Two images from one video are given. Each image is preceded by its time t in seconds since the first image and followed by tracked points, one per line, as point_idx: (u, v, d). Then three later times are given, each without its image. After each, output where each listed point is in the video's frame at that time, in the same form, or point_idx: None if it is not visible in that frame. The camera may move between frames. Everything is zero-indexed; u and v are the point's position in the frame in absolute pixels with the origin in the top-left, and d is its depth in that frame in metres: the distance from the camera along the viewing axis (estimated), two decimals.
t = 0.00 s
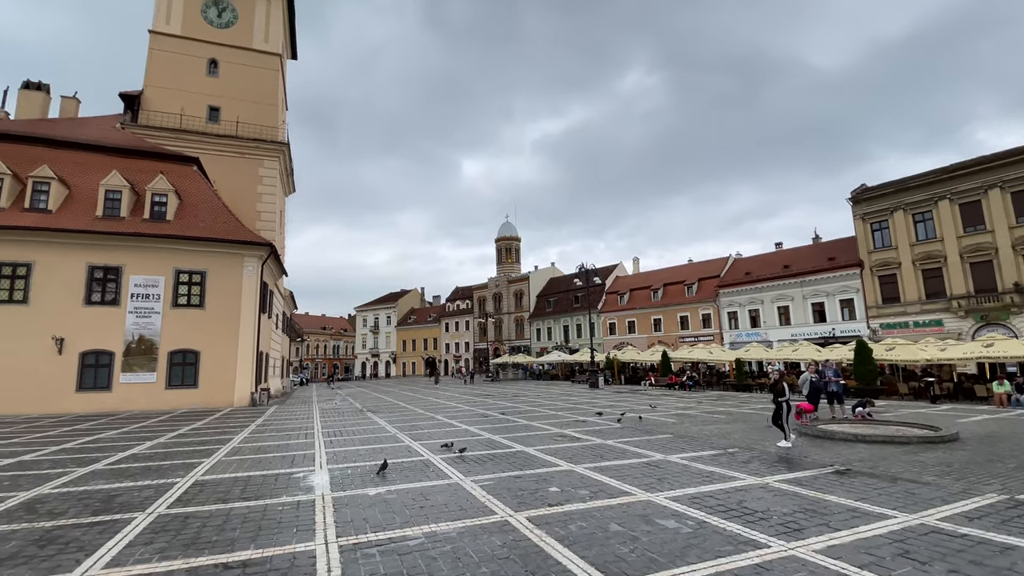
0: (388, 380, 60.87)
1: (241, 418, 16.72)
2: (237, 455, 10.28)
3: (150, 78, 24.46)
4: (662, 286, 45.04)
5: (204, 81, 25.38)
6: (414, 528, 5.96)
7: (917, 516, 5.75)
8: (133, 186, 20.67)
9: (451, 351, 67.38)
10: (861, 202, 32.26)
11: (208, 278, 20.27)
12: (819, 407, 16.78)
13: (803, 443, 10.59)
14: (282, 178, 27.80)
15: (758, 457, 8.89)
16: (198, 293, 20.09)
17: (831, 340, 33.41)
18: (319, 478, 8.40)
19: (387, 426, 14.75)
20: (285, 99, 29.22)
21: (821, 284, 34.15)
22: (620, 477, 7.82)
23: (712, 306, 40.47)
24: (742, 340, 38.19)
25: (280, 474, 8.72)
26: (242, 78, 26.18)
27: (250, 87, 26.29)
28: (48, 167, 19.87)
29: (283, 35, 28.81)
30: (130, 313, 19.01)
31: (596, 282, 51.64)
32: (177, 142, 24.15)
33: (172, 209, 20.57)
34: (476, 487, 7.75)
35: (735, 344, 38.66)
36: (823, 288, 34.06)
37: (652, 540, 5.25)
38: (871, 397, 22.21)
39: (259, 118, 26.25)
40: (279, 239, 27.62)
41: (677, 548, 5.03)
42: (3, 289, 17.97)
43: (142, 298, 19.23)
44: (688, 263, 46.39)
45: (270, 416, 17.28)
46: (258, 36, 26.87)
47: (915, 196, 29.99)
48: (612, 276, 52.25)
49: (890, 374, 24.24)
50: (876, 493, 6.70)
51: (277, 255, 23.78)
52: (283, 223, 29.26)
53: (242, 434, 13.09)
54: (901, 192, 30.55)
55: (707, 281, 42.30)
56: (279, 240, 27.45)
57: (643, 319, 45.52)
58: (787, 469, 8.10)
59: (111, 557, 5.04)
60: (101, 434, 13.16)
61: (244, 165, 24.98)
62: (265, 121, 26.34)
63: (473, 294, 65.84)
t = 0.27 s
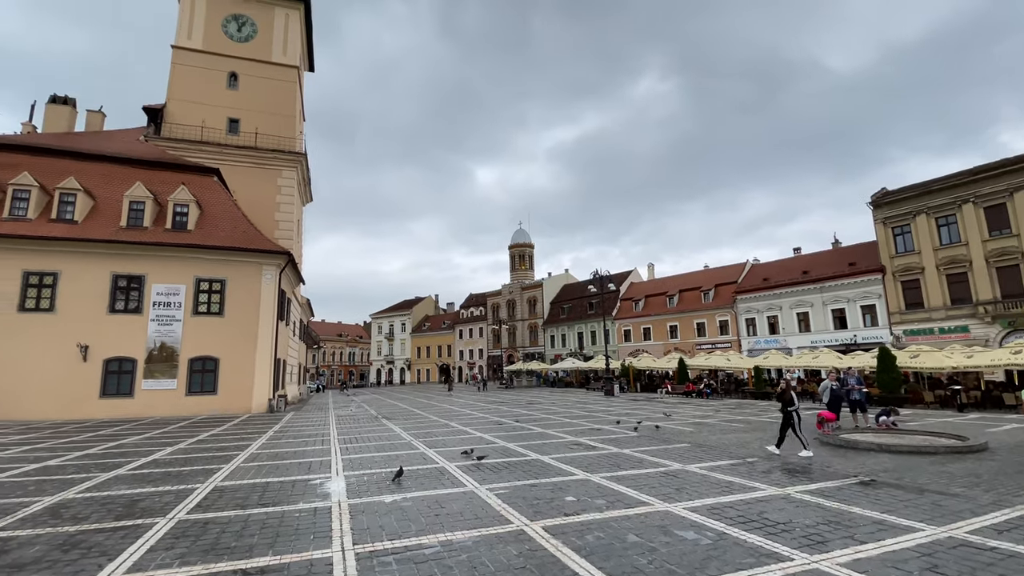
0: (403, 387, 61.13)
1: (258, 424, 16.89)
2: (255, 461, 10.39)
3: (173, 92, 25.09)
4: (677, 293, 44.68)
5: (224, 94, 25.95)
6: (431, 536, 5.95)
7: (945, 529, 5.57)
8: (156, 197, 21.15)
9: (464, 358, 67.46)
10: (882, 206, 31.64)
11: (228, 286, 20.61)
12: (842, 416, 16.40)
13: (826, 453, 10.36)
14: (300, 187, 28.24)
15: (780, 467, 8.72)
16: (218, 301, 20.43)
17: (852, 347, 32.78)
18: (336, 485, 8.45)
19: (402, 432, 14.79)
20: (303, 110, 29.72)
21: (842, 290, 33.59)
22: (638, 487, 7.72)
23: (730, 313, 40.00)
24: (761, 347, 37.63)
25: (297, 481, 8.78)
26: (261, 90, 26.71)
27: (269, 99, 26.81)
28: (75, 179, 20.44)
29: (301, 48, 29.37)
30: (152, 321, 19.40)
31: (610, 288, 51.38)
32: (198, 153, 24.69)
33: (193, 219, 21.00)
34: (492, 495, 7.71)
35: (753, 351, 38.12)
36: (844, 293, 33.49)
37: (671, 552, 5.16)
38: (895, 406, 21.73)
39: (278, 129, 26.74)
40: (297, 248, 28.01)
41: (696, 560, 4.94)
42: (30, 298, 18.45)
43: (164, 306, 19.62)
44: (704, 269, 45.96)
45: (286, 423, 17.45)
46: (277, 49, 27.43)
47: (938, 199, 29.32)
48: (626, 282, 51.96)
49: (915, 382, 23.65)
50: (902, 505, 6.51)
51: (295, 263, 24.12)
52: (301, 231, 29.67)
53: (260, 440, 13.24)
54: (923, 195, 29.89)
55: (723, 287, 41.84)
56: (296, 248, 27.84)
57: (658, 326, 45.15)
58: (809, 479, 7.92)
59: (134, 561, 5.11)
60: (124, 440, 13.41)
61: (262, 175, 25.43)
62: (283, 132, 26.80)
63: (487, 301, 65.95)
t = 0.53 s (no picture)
0: (420, 396, 61.33)
1: (279, 432, 17.11)
2: (276, 469, 10.50)
3: (198, 108, 25.84)
4: (696, 300, 44.19)
5: (247, 109, 26.63)
6: (449, 546, 5.93)
7: (981, 544, 5.35)
8: (181, 209, 21.72)
9: (481, 366, 67.49)
10: (907, 211, 30.88)
11: (250, 295, 21.00)
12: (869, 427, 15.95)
13: (853, 465, 10.07)
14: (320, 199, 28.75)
15: (805, 479, 8.50)
16: (240, 310, 20.81)
17: (879, 355, 31.93)
18: (355, 493, 8.50)
19: (420, 441, 14.84)
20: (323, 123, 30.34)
21: (867, 297, 32.82)
22: (658, 498, 7.60)
23: (751, 320, 39.38)
24: (783, 356, 36.90)
25: (316, 489, 8.86)
26: (283, 105, 27.36)
27: (290, 113, 27.42)
28: (105, 193, 21.11)
29: (321, 63, 30.02)
30: (177, 330, 19.84)
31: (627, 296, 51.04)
32: (222, 167, 25.32)
33: (217, 231, 21.50)
34: (510, 506, 7.66)
35: (775, 360, 37.39)
36: (869, 300, 32.70)
37: (693, 565, 5.06)
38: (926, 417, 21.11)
39: (299, 142, 27.29)
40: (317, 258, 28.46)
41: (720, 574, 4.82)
42: (62, 308, 19.04)
43: (189, 316, 20.06)
44: (723, 277, 45.36)
45: (306, 431, 17.65)
46: (298, 64, 28.08)
47: (966, 203, 28.49)
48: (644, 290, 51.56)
49: (946, 391, 22.90)
50: (935, 520, 6.28)
51: (315, 273, 24.49)
52: (321, 242, 30.15)
53: (280, 448, 13.41)
54: (951, 199, 29.08)
55: (743, 295, 41.24)
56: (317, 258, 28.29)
57: (677, 334, 44.65)
58: (836, 492, 7.70)
59: (158, 567, 5.19)
60: (149, 447, 13.69)
61: (284, 187, 25.95)
62: (304, 145, 27.35)
63: (503, 309, 66.00)
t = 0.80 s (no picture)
0: (436, 403, 61.46)
1: (297, 438, 17.27)
2: (294, 475, 10.60)
3: (220, 121, 26.46)
4: (713, 307, 43.69)
5: (267, 121, 27.18)
6: (465, 554, 5.92)
7: (1014, 557, 5.16)
8: (203, 220, 22.21)
9: (496, 373, 67.44)
10: (931, 214, 30.16)
11: (269, 304, 21.31)
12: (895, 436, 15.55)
13: (879, 475, 9.81)
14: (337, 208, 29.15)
15: (828, 490, 8.30)
16: (260, 318, 21.13)
17: (904, 362, 31.14)
18: (372, 500, 8.53)
19: (435, 449, 14.86)
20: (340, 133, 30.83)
21: (891, 302, 32.09)
22: (677, 508, 7.49)
23: (770, 327, 38.77)
24: (804, 363, 36.20)
25: (334, 495, 8.92)
26: (301, 117, 27.87)
27: (308, 124, 27.91)
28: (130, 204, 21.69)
29: (338, 75, 30.53)
30: (199, 338, 20.22)
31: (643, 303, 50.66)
32: (243, 178, 25.85)
33: (238, 241, 21.91)
34: (526, 514, 7.61)
35: (796, 367, 36.70)
36: (893, 305, 31.97)
37: None
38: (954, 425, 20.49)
39: (316, 153, 27.74)
40: (334, 266, 28.82)
41: None
42: (88, 317, 19.54)
43: (210, 324, 20.43)
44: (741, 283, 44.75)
45: (324, 437, 17.80)
46: (315, 77, 28.60)
47: (992, 205, 27.72)
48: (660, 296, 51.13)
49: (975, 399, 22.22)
50: (965, 532, 6.08)
51: (332, 282, 24.78)
52: (339, 250, 30.53)
53: (298, 455, 13.55)
54: (977, 201, 28.33)
55: (762, 300, 40.66)
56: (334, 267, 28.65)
57: (694, 341, 44.14)
58: (861, 502, 7.50)
59: (179, 572, 5.26)
60: (172, 453, 13.94)
61: (302, 197, 26.37)
62: (322, 155, 27.80)
63: (518, 316, 65.95)
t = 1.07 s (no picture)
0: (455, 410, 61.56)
1: (318, 445, 17.47)
2: (316, 481, 10.72)
3: (245, 134, 27.14)
4: (735, 313, 43.01)
5: (289, 134, 27.78)
6: (485, 562, 5.89)
7: None
8: (228, 231, 22.75)
9: (514, 381, 67.32)
10: (961, 215, 29.20)
11: (291, 312, 21.67)
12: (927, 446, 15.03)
13: (912, 486, 9.48)
14: (358, 217, 29.57)
15: (858, 501, 8.06)
16: (282, 326, 21.49)
17: (937, 369, 30.13)
18: (391, 507, 8.57)
19: (454, 456, 14.87)
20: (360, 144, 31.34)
21: (921, 307, 31.15)
22: (701, 519, 7.34)
23: (795, 333, 37.97)
24: (831, 370, 35.29)
25: (354, 502, 8.98)
26: (322, 128, 28.43)
27: (329, 136, 28.44)
28: (159, 216, 22.35)
29: (358, 87, 31.07)
30: (224, 346, 20.66)
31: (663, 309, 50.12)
32: (266, 189, 26.42)
33: (261, 250, 22.37)
34: (546, 523, 7.55)
35: (822, 374, 35.80)
36: (923, 310, 31.03)
37: None
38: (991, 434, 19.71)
39: (337, 164, 28.23)
40: (355, 274, 29.20)
41: None
42: (119, 325, 20.13)
43: (234, 332, 20.87)
44: (764, 288, 43.94)
45: (344, 444, 17.98)
46: (336, 90, 29.16)
47: None
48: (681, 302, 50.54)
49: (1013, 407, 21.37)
50: (1005, 545, 5.82)
51: (353, 290, 25.11)
52: (359, 259, 30.93)
53: (319, 461, 13.70)
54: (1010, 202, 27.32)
55: (786, 306, 39.88)
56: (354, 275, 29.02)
57: (716, 347, 43.46)
58: (893, 514, 7.26)
59: None
60: (198, 458, 14.22)
61: (324, 207, 26.83)
62: (342, 166, 28.27)
63: (535, 322, 65.80)
